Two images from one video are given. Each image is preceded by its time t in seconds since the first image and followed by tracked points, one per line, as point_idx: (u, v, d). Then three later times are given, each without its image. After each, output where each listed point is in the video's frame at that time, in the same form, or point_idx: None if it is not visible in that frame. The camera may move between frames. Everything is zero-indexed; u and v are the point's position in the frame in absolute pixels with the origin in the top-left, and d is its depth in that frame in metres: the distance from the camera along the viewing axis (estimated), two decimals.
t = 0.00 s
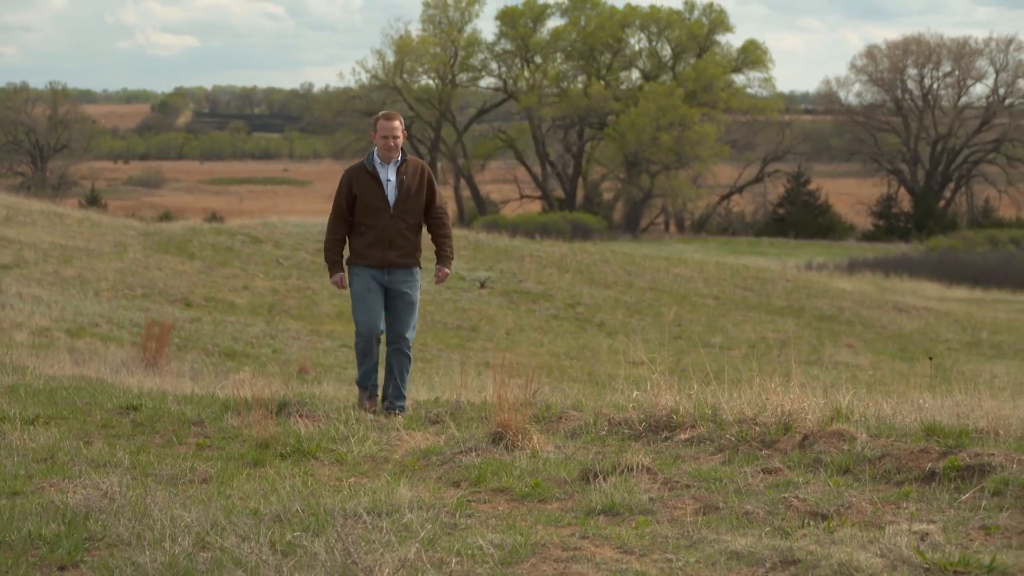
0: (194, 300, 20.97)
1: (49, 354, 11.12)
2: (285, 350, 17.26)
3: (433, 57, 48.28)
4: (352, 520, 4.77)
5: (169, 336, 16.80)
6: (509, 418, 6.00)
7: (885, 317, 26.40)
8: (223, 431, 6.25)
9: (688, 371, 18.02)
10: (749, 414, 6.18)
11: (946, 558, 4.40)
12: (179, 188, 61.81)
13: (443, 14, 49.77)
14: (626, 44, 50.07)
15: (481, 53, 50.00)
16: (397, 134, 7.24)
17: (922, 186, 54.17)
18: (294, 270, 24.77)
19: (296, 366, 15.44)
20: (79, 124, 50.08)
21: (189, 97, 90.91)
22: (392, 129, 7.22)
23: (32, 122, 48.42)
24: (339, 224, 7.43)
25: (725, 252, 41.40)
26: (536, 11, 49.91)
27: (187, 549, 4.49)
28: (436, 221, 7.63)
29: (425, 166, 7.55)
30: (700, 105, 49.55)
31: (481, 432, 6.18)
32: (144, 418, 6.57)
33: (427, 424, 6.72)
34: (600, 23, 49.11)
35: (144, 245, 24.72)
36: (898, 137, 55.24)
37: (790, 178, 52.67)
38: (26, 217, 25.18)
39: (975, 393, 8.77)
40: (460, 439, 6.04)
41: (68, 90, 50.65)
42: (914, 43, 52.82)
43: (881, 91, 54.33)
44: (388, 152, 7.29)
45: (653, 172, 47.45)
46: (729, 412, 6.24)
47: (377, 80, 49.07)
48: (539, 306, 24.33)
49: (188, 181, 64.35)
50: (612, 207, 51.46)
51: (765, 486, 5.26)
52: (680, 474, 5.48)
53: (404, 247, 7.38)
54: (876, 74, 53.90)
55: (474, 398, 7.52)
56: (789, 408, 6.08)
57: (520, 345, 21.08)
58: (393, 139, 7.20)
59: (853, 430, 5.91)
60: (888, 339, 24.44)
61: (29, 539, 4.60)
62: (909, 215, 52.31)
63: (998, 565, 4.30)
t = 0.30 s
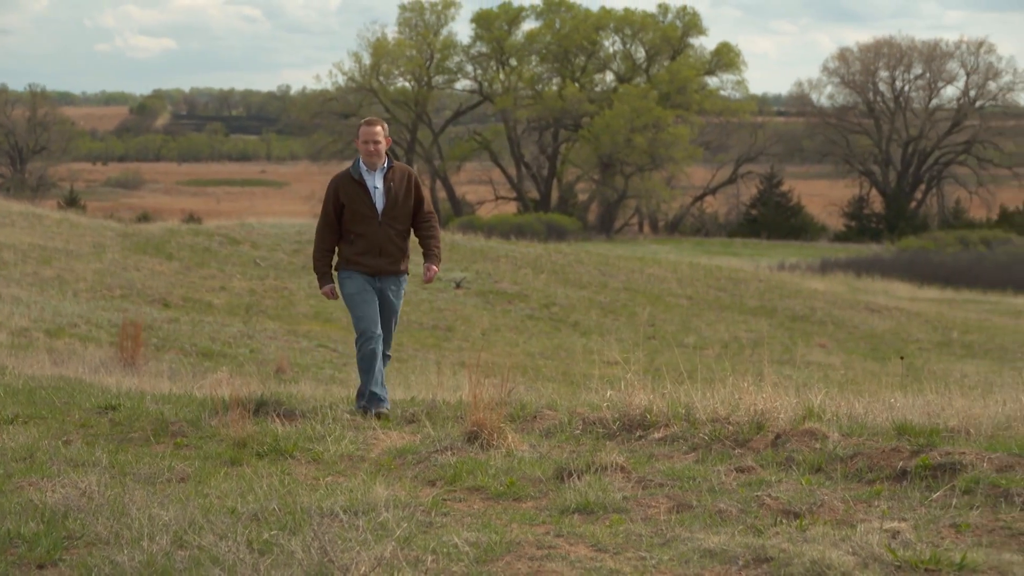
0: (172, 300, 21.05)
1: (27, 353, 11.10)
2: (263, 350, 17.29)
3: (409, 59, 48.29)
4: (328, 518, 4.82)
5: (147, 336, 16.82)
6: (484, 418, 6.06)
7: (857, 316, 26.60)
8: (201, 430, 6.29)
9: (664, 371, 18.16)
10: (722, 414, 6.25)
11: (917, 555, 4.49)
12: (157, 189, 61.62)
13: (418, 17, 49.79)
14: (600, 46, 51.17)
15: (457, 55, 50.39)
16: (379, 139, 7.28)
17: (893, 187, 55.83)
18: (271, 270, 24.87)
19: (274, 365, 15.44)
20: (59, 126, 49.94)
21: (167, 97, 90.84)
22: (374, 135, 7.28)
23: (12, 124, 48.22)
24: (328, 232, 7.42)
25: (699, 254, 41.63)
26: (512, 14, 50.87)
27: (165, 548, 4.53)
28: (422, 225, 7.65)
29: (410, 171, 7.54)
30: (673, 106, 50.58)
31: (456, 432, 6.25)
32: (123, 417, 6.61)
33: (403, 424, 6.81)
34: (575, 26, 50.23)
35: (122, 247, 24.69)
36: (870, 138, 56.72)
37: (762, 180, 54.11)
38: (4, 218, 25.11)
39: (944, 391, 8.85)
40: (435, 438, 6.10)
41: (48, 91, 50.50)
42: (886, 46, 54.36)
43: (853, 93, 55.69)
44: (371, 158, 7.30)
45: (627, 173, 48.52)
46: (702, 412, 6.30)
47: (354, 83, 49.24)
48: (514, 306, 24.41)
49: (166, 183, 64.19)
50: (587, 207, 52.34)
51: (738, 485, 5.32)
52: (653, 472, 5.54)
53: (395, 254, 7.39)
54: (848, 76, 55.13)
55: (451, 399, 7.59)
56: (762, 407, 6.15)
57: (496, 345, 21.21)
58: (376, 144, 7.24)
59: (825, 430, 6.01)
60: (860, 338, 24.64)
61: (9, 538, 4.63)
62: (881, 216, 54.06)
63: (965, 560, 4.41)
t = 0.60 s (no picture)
0: (153, 300, 21.14)
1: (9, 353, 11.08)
2: (243, 350, 17.35)
3: (388, 61, 48.77)
4: (308, 517, 4.87)
5: (128, 336, 16.89)
6: (462, 416, 6.12)
7: (832, 316, 26.84)
8: (181, 429, 6.34)
9: (641, 370, 18.31)
10: (699, 412, 6.33)
11: (891, 552, 4.56)
12: (138, 190, 61.53)
13: (397, 20, 50.39)
14: (577, 48, 51.56)
15: (435, 57, 50.76)
16: (361, 126, 7.29)
17: (868, 188, 56.92)
18: (252, 270, 24.92)
19: (253, 365, 15.48)
20: (41, 128, 49.89)
21: (148, 99, 90.73)
22: (357, 122, 7.30)
23: None
24: (318, 223, 7.45)
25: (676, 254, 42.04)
26: (489, 16, 50.99)
27: (146, 546, 4.56)
28: (411, 217, 7.71)
29: (398, 160, 7.60)
30: (650, 108, 51.32)
31: (435, 430, 6.33)
32: (104, 416, 6.66)
33: (383, 423, 6.86)
34: (552, 28, 50.59)
35: (103, 247, 24.69)
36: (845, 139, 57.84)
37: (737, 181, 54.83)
38: None
39: (923, 390, 8.99)
40: (412, 437, 6.15)
41: (31, 93, 50.43)
42: (860, 48, 55.70)
43: (828, 95, 56.86)
44: (356, 146, 7.33)
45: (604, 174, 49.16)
46: (678, 410, 6.38)
47: (333, 84, 49.85)
48: (492, 306, 24.47)
49: (147, 184, 64.08)
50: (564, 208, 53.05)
51: (713, 482, 5.40)
52: (630, 471, 5.61)
53: (384, 243, 7.41)
54: (823, 78, 56.27)
55: (427, 399, 7.67)
56: (737, 407, 6.24)
57: (473, 345, 21.35)
58: (358, 130, 7.25)
59: (800, 428, 6.12)
60: (835, 338, 24.85)
61: None
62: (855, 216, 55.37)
63: (937, 558, 4.50)
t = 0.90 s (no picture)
0: (134, 300, 21.26)
1: None
2: (223, 350, 17.47)
3: (366, 64, 49.69)
4: (287, 516, 4.95)
5: (108, 336, 17.01)
6: (440, 416, 6.32)
7: (806, 316, 27.18)
8: (161, 429, 6.37)
9: (617, 371, 18.58)
10: (674, 412, 6.64)
11: (867, 550, 4.69)
12: (120, 193, 61.52)
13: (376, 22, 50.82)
14: (554, 51, 52.69)
15: (413, 60, 51.69)
16: (360, 130, 7.20)
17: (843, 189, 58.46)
18: (232, 271, 25.02)
19: (233, 365, 15.63)
20: (22, 131, 49.84)
21: (128, 102, 90.73)
22: (356, 126, 7.20)
23: None
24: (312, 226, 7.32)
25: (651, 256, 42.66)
26: (466, 19, 51.70)
27: (126, 544, 4.61)
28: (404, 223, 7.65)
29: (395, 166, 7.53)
30: (627, 110, 52.31)
31: (415, 430, 6.51)
32: (85, 416, 6.70)
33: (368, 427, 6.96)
34: (529, 31, 51.60)
35: (84, 248, 24.74)
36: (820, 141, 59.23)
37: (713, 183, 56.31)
38: None
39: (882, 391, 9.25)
40: (391, 437, 6.32)
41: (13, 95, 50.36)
42: (834, 51, 56.85)
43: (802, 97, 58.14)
44: (354, 150, 7.25)
45: (580, 176, 50.31)
46: (655, 410, 6.70)
47: (312, 87, 50.47)
48: (469, 306, 24.68)
49: (128, 186, 64.06)
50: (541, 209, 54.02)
51: (690, 482, 5.60)
52: (607, 470, 5.82)
53: (377, 249, 7.35)
54: (797, 80, 57.50)
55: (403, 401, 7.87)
56: (713, 406, 6.59)
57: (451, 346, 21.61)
58: (358, 135, 7.17)
59: (775, 427, 6.41)
60: (810, 338, 25.19)
61: None
62: (829, 217, 57.03)
63: (909, 555, 4.64)
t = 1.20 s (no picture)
0: (116, 301, 21.32)
1: None
2: (204, 350, 17.53)
3: (346, 66, 51.08)
4: (267, 514, 5.09)
5: (89, 336, 17.05)
6: (419, 415, 6.58)
7: (781, 316, 27.39)
8: (142, 428, 6.42)
9: (594, 370, 18.78)
10: (651, 411, 7.09)
11: (840, 549, 4.91)
12: (100, 194, 61.34)
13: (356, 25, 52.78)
14: (532, 53, 53.79)
15: (393, 62, 53.15)
16: (375, 132, 7.26)
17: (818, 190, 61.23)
18: (212, 271, 25.05)
19: (213, 365, 15.74)
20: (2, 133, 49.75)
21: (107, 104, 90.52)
22: (370, 127, 7.25)
23: None
24: (317, 224, 7.39)
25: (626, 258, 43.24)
26: (446, 22, 53.27)
27: (108, 543, 4.67)
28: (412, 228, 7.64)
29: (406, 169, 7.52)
30: (604, 112, 53.36)
31: (393, 429, 6.73)
32: (66, 415, 6.73)
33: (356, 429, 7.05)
34: (507, 34, 52.57)
35: (65, 249, 24.71)
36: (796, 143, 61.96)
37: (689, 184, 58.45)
38: None
39: (858, 390, 9.41)
40: (372, 436, 6.53)
41: None
42: (810, 55, 59.57)
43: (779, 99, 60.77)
44: (367, 151, 7.28)
45: (558, 177, 51.69)
46: (631, 409, 7.15)
47: (292, 89, 51.97)
48: (448, 307, 24.82)
49: (109, 187, 63.88)
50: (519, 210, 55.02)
51: (666, 480, 5.99)
52: (583, 468, 6.18)
53: (380, 252, 7.34)
54: (773, 82, 60.37)
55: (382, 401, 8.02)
56: (690, 405, 7.02)
57: (428, 346, 21.74)
58: (371, 137, 7.20)
59: (750, 426, 6.83)
60: (785, 338, 25.37)
61: None
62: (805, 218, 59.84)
63: (883, 553, 4.86)
